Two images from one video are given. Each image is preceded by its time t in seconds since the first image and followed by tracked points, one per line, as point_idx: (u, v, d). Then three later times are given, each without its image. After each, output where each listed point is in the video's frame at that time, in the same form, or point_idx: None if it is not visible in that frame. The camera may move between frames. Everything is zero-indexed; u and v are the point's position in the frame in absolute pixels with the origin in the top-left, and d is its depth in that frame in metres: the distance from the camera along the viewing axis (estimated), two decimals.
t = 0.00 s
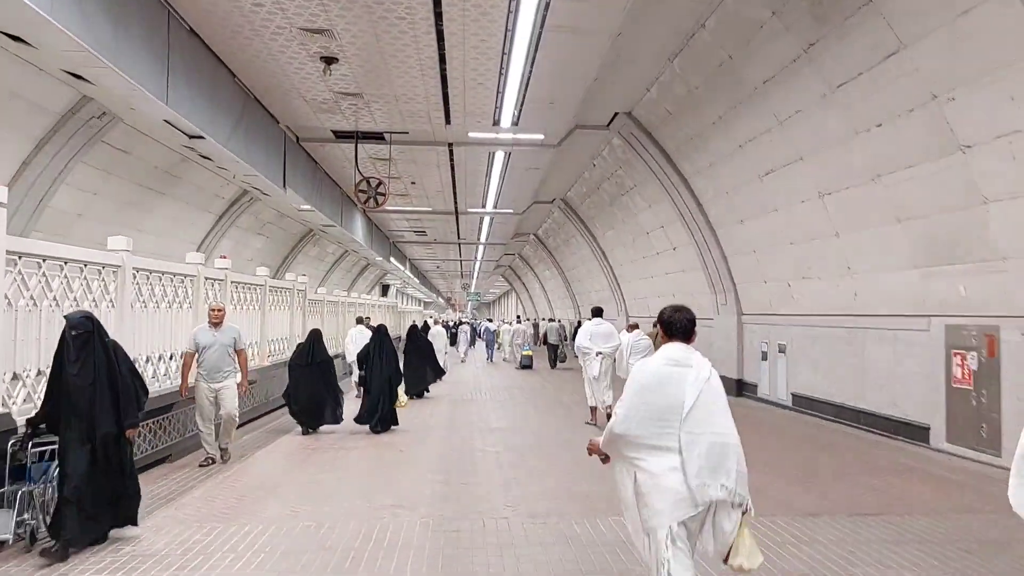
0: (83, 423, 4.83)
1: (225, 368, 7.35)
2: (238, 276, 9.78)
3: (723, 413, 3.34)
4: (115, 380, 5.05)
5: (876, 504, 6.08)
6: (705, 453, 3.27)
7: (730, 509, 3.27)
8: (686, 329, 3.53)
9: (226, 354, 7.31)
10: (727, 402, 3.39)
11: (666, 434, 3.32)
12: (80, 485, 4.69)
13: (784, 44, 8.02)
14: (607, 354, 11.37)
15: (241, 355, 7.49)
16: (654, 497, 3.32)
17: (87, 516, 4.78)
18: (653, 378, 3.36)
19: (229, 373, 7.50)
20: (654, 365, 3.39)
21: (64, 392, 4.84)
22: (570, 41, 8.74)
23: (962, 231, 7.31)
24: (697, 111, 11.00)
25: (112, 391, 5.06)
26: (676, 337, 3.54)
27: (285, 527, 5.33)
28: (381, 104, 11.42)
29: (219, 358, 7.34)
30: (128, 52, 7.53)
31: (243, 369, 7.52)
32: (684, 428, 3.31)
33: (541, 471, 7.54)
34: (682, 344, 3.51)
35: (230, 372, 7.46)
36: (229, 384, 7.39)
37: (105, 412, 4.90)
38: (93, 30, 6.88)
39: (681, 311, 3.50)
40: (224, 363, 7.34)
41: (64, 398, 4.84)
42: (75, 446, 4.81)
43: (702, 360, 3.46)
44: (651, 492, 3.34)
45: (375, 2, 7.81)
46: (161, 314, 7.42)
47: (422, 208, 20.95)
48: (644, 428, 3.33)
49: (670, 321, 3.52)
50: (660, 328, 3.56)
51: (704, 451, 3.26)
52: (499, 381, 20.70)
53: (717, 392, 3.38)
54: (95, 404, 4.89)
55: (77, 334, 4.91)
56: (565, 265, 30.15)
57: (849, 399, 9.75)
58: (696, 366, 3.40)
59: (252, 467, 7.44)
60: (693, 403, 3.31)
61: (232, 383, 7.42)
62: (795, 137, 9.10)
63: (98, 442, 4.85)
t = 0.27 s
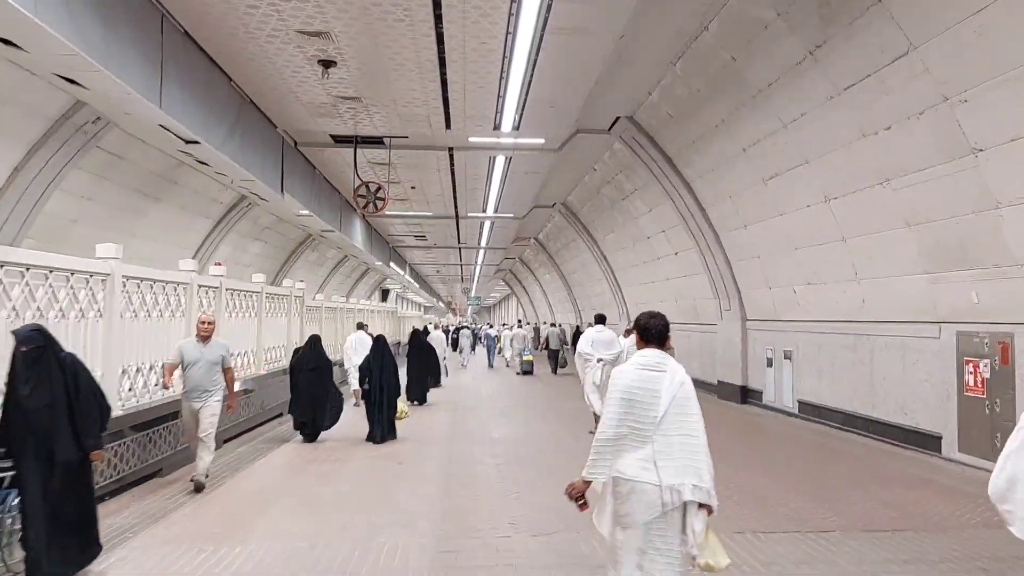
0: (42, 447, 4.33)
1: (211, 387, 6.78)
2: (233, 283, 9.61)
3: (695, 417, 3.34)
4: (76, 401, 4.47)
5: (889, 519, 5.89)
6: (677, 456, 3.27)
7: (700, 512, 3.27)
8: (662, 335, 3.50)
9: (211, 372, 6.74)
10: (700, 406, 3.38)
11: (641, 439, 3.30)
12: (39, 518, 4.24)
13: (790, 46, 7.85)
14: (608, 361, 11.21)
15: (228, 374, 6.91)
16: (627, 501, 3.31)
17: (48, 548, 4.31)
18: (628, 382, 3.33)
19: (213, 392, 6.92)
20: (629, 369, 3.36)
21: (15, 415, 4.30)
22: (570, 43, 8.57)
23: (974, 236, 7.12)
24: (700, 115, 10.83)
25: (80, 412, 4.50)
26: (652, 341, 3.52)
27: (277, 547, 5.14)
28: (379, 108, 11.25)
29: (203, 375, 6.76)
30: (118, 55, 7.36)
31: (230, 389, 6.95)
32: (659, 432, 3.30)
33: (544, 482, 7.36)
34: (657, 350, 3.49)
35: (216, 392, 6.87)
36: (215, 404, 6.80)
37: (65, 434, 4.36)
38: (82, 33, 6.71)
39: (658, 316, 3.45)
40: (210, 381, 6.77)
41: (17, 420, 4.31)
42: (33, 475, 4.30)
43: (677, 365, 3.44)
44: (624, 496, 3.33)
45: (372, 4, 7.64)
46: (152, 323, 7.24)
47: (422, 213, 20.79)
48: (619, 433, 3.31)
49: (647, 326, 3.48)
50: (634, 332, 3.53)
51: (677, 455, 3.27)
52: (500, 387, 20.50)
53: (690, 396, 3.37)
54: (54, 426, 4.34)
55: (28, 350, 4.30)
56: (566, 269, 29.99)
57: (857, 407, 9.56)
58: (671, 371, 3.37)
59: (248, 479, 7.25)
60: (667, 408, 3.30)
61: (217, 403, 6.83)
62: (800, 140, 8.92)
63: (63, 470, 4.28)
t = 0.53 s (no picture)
0: None
1: (197, 391, 6.37)
2: (229, 286, 9.40)
3: (675, 423, 3.23)
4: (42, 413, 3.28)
5: (910, 530, 5.69)
6: (660, 463, 3.15)
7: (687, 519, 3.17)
8: (638, 344, 3.36)
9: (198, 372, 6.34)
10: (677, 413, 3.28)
11: (624, 451, 3.14)
12: None
13: (799, 43, 7.68)
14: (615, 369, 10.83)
15: (217, 377, 6.50)
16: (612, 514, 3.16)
17: None
18: (612, 393, 3.18)
19: (201, 398, 6.48)
20: (611, 381, 3.21)
21: None
22: (575, 41, 8.39)
23: (991, 236, 6.94)
24: (704, 115, 10.66)
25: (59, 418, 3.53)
26: (624, 351, 3.38)
27: (276, 560, 4.92)
28: (378, 109, 11.07)
29: (189, 377, 6.35)
30: (111, 52, 7.16)
31: (220, 393, 6.50)
32: (641, 442, 3.16)
33: (550, 490, 7.14)
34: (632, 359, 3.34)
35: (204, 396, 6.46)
36: (202, 411, 6.40)
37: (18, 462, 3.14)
38: (75, 28, 6.51)
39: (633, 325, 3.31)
40: (195, 385, 6.36)
41: None
42: None
43: (653, 373, 3.33)
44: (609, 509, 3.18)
45: None
46: (144, 327, 7.03)
47: (421, 216, 20.60)
48: (601, 447, 3.15)
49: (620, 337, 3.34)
50: (612, 344, 3.37)
51: (660, 463, 3.14)
52: (500, 392, 20.27)
53: (667, 402, 3.26)
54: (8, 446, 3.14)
55: None
56: (565, 273, 29.82)
57: (866, 413, 9.38)
58: (648, 379, 3.25)
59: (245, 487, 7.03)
60: (648, 417, 3.17)
61: (204, 409, 6.42)
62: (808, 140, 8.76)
63: (27, 506, 3.11)
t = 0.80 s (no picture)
0: None
1: (184, 400, 6.04)
2: (225, 289, 9.22)
3: (654, 415, 3.42)
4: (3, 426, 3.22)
5: (926, 542, 5.50)
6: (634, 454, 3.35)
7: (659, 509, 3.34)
8: (624, 341, 3.56)
9: (183, 379, 6.01)
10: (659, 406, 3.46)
11: (599, 440, 3.37)
12: None
13: (807, 42, 7.53)
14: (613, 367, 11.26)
15: (204, 382, 6.17)
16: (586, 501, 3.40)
17: None
18: (590, 385, 3.42)
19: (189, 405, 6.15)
20: (591, 373, 3.44)
21: None
22: (578, 40, 8.25)
23: (1007, 238, 6.78)
24: (709, 116, 10.51)
25: (23, 440, 3.29)
26: (613, 345, 3.59)
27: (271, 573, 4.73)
28: (378, 109, 10.91)
29: (176, 386, 6.00)
30: (105, 50, 7.01)
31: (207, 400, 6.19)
32: (616, 433, 3.37)
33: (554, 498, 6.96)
34: (618, 353, 3.55)
35: (191, 405, 6.14)
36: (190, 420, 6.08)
37: None
38: (67, 26, 6.35)
39: (619, 321, 3.49)
40: (182, 394, 6.02)
41: None
42: None
43: (637, 368, 3.52)
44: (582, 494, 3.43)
45: None
46: (138, 332, 6.85)
47: (420, 219, 20.44)
48: (577, 435, 3.39)
49: (607, 332, 3.55)
50: (600, 340, 3.59)
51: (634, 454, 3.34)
52: (500, 396, 20.10)
53: (649, 396, 3.45)
54: None
55: None
56: (565, 277, 29.66)
57: (875, 419, 9.20)
58: (630, 372, 3.46)
59: (242, 494, 6.86)
60: (626, 408, 3.37)
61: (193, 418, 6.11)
62: (815, 141, 8.60)
63: None
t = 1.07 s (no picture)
0: None
1: (158, 404, 5.60)
2: (226, 290, 9.05)
3: (635, 419, 3.79)
4: None
5: (951, 555, 5.29)
6: (616, 452, 3.70)
7: (639, 509, 3.69)
8: (607, 353, 3.94)
9: (157, 382, 5.59)
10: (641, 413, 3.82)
11: (583, 439, 3.74)
12: None
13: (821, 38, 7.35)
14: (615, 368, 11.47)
15: (180, 385, 5.77)
16: (570, 495, 3.73)
17: None
18: (576, 395, 3.79)
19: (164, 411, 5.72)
20: (577, 383, 3.81)
21: None
22: (587, 36, 8.07)
23: None
24: (718, 114, 10.33)
25: None
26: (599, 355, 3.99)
27: None
28: (381, 109, 10.76)
29: (149, 390, 5.57)
30: (104, 45, 6.84)
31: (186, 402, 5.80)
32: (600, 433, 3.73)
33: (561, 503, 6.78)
34: (602, 362, 3.94)
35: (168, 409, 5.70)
36: (166, 422, 5.63)
37: None
38: (65, 19, 6.18)
39: (603, 331, 3.85)
40: (155, 397, 5.59)
41: None
42: None
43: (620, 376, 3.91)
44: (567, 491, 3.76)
45: None
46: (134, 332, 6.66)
47: (423, 221, 20.29)
48: (564, 434, 3.77)
49: (591, 341, 3.91)
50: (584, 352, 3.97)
51: (615, 453, 3.69)
52: (504, 400, 19.91)
53: (631, 402, 3.82)
54: None
55: None
56: (568, 280, 29.49)
57: (889, 425, 9.01)
58: (613, 380, 3.84)
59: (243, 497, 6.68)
60: (609, 411, 3.74)
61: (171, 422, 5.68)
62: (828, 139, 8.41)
63: None
